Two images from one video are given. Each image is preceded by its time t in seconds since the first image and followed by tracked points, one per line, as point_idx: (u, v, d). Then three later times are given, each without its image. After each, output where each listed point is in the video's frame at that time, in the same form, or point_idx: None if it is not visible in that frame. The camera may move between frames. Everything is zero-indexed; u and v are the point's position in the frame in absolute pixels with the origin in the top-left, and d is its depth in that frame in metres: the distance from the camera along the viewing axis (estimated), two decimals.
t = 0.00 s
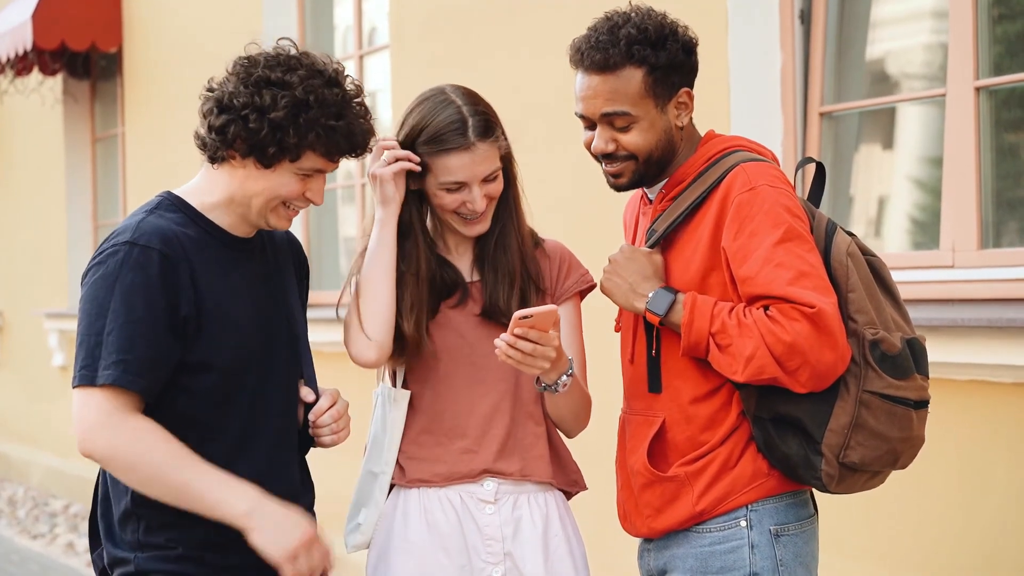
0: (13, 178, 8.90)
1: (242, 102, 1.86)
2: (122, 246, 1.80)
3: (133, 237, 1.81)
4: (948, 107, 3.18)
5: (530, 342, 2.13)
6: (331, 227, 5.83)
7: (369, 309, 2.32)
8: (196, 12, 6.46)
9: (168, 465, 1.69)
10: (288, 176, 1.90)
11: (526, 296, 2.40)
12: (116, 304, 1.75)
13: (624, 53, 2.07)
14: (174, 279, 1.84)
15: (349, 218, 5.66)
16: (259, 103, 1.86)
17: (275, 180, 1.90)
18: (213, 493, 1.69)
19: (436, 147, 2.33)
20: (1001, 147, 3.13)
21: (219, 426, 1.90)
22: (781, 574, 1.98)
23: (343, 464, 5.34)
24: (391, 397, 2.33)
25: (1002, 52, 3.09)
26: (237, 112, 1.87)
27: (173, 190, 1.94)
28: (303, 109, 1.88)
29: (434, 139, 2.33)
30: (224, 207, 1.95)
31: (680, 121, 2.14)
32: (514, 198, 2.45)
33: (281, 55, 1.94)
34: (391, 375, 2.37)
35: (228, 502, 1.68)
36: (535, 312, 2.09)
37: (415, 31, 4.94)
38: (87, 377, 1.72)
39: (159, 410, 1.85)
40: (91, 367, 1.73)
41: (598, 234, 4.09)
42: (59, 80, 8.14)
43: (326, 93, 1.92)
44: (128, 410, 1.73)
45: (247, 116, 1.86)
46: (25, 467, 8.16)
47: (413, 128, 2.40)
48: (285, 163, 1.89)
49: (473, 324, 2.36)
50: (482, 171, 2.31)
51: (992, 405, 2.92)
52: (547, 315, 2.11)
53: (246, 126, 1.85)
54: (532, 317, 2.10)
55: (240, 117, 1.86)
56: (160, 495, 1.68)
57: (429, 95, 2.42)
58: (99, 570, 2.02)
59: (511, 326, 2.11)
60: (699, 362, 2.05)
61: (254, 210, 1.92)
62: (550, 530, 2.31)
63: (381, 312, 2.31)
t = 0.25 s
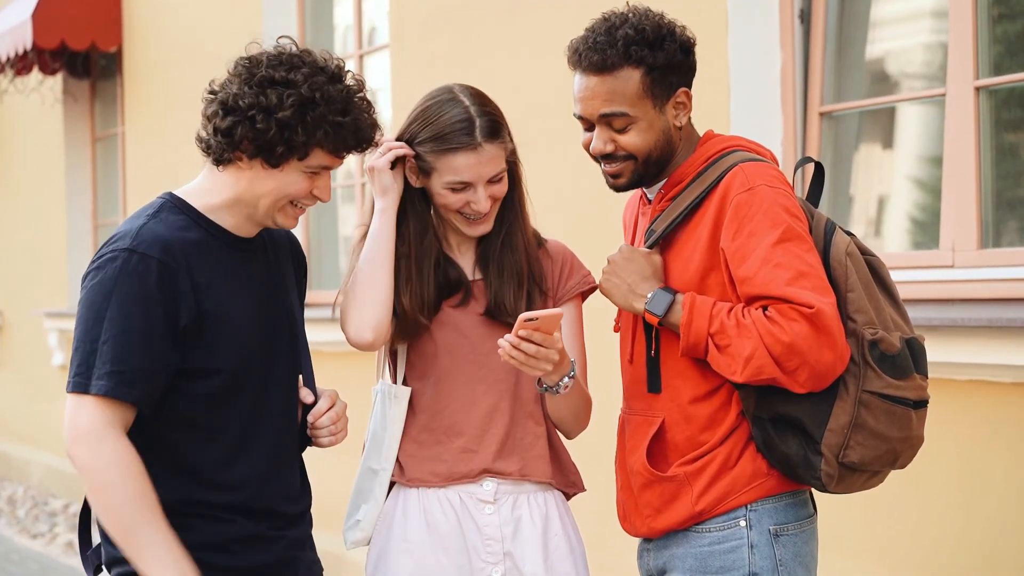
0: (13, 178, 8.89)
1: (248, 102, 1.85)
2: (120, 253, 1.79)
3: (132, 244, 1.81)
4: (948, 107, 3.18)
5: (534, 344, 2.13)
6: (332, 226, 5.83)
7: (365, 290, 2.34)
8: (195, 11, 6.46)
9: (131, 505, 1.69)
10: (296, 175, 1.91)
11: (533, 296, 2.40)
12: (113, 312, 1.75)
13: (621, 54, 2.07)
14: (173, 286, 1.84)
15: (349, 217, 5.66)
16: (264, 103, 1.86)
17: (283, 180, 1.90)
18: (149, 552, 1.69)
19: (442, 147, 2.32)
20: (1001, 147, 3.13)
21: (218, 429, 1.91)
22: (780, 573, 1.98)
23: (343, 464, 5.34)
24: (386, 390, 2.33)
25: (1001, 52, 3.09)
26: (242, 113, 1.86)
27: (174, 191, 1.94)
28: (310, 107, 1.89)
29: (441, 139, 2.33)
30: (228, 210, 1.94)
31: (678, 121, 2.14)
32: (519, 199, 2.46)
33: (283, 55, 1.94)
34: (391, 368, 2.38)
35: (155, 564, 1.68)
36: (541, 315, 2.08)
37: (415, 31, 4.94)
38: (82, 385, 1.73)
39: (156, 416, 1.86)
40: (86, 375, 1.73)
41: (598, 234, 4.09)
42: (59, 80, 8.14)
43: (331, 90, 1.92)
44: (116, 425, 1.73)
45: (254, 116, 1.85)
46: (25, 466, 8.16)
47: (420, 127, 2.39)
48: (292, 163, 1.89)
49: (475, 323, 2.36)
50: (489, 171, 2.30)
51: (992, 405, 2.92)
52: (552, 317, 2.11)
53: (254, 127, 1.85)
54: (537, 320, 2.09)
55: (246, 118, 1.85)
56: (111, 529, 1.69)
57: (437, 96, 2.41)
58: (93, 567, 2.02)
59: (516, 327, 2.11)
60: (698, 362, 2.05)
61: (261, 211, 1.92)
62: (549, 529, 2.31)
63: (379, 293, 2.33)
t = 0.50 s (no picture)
0: (13, 177, 8.89)
1: (233, 93, 1.85)
2: (116, 261, 1.79)
3: (127, 253, 1.80)
4: (947, 106, 3.18)
5: (535, 344, 2.13)
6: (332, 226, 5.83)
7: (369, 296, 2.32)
8: (195, 10, 6.46)
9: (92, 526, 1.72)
10: (286, 163, 1.91)
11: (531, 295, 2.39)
12: (111, 324, 1.76)
13: (620, 54, 2.06)
14: (171, 294, 1.84)
15: (349, 216, 5.66)
16: (249, 92, 1.85)
17: (275, 168, 1.90)
18: None
19: (447, 145, 2.30)
20: (1001, 146, 3.12)
21: (220, 434, 1.92)
22: (779, 573, 1.98)
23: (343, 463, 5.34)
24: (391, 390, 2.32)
25: (1001, 51, 3.09)
26: (228, 105, 1.85)
27: (166, 194, 1.93)
28: (295, 92, 1.88)
29: (446, 137, 2.30)
30: (223, 206, 1.94)
31: (677, 121, 2.14)
32: (524, 200, 2.44)
33: (261, 42, 1.93)
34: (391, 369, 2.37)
35: None
36: (542, 316, 2.08)
37: (415, 30, 4.94)
38: (83, 398, 1.75)
39: (158, 422, 1.87)
40: (86, 387, 1.75)
41: (598, 233, 4.09)
42: (59, 79, 8.14)
43: (314, 73, 1.92)
44: (111, 438, 1.75)
45: (240, 106, 1.85)
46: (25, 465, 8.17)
47: (427, 123, 2.37)
48: (282, 150, 1.89)
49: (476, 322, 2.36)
50: (493, 173, 2.29)
51: (992, 405, 2.92)
52: (554, 318, 2.11)
53: (241, 117, 1.84)
54: (538, 321, 2.09)
55: (233, 109, 1.85)
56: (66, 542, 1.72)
57: (446, 94, 2.39)
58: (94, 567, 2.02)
59: (517, 328, 2.10)
60: (698, 363, 2.05)
61: (254, 202, 1.93)
62: (548, 529, 2.31)
63: (382, 301, 2.31)
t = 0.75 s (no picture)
0: (13, 176, 8.89)
1: (204, 79, 1.85)
2: (107, 264, 1.79)
3: (117, 256, 1.80)
4: (948, 106, 3.18)
5: (535, 345, 2.13)
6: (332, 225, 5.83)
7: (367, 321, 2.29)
8: (196, 9, 6.46)
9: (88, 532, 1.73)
10: (265, 146, 1.90)
11: (530, 292, 2.38)
12: (103, 327, 1.76)
13: (621, 55, 2.06)
14: (164, 295, 1.84)
15: (349, 216, 5.66)
16: (221, 77, 1.85)
17: (255, 153, 1.90)
18: None
19: (450, 142, 2.29)
20: (1001, 146, 3.12)
21: (217, 433, 1.92)
22: (779, 573, 1.98)
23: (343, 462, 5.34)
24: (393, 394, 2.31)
25: (1001, 51, 3.09)
26: (201, 92, 1.85)
27: (156, 195, 1.93)
28: (266, 71, 1.88)
29: (450, 134, 2.30)
30: (210, 202, 1.93)
31: (677, 120, 2.14)
32: (524, 200, 2.45)
33: (227, 29, 1.93)
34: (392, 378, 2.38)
35: None
36: (542, 316, 2.09)
37: (415, 30, 4.95)
38: (75, 401, 1.75)
39: (153, 424, 1.87)
40: (78, 391, 1.76)
41: (598, 233, 4.09)
42: (59, 78, 8.14)
43: (283, 53, 1.92)
44: (103, 442, 1.76)
45: (214, 91, 1.84)
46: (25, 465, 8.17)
47: (432, 120, 2.36)
48: (260, 133, 1.89)
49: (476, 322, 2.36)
50: (496, 172, 2.29)
51: (992, 405, 2.92)
52: (553, 319, 2.11)
53: (216, 102, 1.84)
54: (538, 321, 2.09)
55: (207, 95, 1.84)
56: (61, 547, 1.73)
57: (453, 92, 2.39)
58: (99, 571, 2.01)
59: (516, 328, 2.10)
60: (698, 362, 2.05)
61: (237, 189, 1.92)
62: (549, 529, 2.31)
63: (381, 325, 2.27)
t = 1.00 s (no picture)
0: (13, 176, 8.89)
1: (193, 70, 1.86)
2: (91, 266, 1.77)
3: (102, 256, 1.79)
4: (948, 106, 3.18)
5: (534, 345, 2.13)
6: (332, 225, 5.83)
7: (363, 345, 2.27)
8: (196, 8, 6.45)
9: (105, 533, 1.74)
10: (253, 139, 1.91)
11: (530, 292, 2.38)
12: (92, 328, 1.75)
13: (622, 54, 2.07)
14: (150, 294, 1.82)
15: (349, 216, 5.66)
16: (210, 67, 1.86)
17: (244, 145, 1.90)
18: None
19: (453, 139, 2.30)
20: (1001, 145, 3.12)
21: (210, 431, 1.91)
22: (779, 573, 1.98)
23: (343, 462, 5.34)
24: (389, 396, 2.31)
25: (1001, 51, 3.09)
26: (190, 83, 1.86)
27: (143, 195, 1.91)
28: (255, 61, 1.90)
29: (452, 132, 2.30)
30: (197, 198, 1.93)
31: (678, 120, 2.14)
32: (525, 200, 2.45)
33: (214, 24, 1.95)
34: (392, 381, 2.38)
35: None
36: (541, 316, 2.09)
37: (415, 29, 4.95)
38: (71, 405, 1.75)
39: (143, 424, 1.86)
40: (73, 392, 1.75)
41: (598, 233, 4.09)
42: (59, 78, 8.14)
43: (271, 44, 1.94)
44: (103, 444, 1.76)
45: (203, 81, 1.85)
46: (25, 464, 8.17)
47: (435, 117, 2.36)
48: (248, 125, 1.90)
49: (480, 321, 2.36)
50: (498, 170, 2.29)
51: (992, 404, 2.92)
52: (553, 319, 2.11)
53: (206, 92, 1.85)
54: (537, 321, 2.09)
55: (196, 85, 1.85)
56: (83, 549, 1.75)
57: (457, 91, 2.38)
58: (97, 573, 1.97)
59: (516, 328, 2.10)
60: (697, 362, 2.05)
61: (226, 184, 1.92)
62: (550, 529, 2.31)
63: (375, 356, 2.24)
